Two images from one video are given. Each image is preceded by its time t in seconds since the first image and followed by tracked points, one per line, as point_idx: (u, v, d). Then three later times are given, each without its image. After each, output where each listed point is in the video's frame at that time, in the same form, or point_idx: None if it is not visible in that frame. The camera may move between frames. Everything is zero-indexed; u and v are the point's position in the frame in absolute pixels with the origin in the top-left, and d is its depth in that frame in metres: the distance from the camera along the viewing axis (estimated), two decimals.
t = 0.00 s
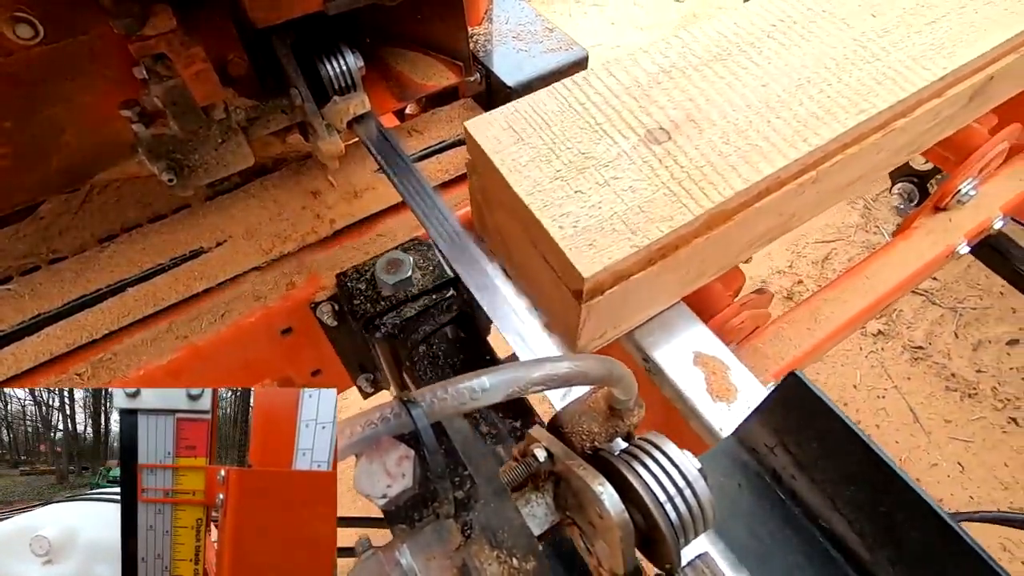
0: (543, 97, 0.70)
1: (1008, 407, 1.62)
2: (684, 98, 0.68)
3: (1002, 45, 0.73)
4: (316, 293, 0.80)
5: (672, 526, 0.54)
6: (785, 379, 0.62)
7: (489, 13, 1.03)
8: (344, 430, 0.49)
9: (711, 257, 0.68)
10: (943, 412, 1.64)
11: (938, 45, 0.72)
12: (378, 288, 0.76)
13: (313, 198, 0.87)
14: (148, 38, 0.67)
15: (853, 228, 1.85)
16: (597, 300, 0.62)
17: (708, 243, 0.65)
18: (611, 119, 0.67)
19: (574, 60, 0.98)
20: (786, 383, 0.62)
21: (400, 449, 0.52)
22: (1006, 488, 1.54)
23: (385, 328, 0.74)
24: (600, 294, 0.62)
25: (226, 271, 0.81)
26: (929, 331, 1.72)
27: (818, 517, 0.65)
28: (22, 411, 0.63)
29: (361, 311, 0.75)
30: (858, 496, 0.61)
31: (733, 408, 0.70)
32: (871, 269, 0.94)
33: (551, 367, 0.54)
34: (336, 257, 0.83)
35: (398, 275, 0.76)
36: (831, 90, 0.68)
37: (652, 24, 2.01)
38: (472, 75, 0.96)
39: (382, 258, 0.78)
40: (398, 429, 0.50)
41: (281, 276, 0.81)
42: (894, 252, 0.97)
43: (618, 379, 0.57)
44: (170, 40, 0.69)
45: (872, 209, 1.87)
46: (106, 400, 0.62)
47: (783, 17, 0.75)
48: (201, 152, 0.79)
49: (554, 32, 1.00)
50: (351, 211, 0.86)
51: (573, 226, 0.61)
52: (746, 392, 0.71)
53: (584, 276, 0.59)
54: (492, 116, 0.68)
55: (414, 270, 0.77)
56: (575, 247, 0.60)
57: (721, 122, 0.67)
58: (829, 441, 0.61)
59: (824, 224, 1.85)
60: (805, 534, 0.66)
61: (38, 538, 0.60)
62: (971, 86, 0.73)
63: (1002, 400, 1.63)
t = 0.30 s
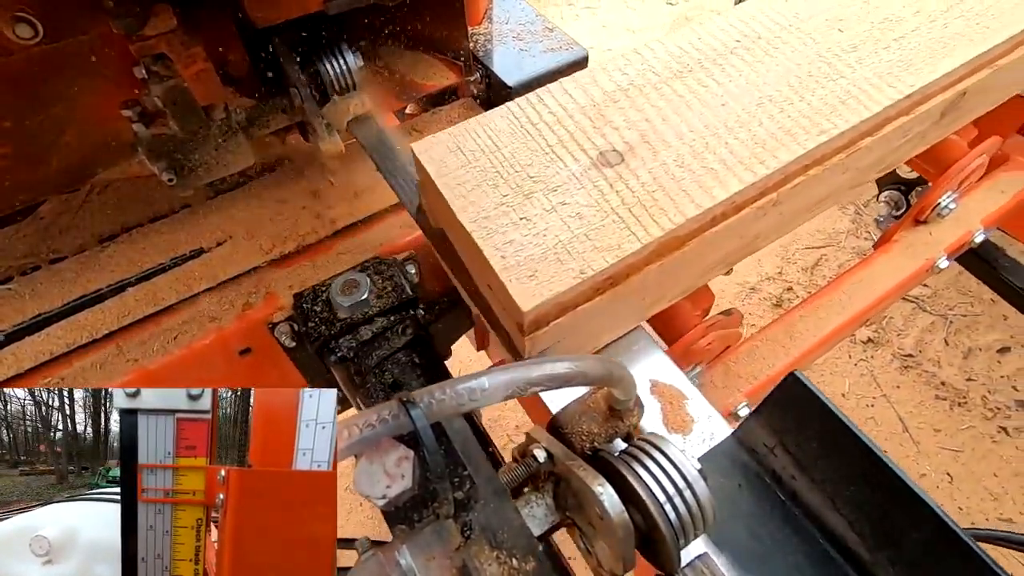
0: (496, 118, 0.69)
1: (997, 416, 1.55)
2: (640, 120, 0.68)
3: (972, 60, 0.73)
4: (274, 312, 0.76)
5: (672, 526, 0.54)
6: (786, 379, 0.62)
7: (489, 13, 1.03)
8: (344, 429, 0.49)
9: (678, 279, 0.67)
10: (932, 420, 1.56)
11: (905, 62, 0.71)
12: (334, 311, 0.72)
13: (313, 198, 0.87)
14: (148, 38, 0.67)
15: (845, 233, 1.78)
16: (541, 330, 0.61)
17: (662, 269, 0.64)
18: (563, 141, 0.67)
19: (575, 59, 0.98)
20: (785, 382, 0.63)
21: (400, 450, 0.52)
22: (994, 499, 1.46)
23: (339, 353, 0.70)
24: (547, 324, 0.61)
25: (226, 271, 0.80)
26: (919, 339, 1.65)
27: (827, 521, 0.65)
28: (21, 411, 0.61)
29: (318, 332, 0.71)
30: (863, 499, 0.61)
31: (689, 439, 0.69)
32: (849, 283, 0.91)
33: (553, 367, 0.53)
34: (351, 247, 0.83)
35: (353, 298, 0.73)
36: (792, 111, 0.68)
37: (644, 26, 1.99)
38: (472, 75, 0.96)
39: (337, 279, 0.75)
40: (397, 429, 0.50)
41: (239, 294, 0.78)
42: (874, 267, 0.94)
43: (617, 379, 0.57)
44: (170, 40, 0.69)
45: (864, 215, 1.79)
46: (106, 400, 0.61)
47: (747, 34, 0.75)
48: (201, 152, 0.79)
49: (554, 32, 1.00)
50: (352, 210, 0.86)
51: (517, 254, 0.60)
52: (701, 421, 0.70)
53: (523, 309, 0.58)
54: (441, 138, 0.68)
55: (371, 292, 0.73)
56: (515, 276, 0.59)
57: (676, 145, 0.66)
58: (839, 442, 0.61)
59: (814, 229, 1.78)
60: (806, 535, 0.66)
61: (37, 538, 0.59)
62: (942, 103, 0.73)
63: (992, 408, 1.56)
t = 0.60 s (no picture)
0: (451, 137, 0.68)
1: (988, 425, 1.50)
2: (601, 139, 0.67)
3: (943, 77, 0.72)
4: (236, 331, 0.75)
5: (673, 526, 0.54)
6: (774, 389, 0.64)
7: (489, 13, 1.03)
8: (343, 429, 0.49)
9: (635, 303, 0.66)
10: (921, 429, 1.51)
11: (872, 80, 0.71)
12: (293, 332, 0.74)
13: (314, 198, 0.87)
14: (150, 39, 0.69)
15: (836, 239, 1.76)
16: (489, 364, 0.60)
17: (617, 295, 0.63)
18: (521, 162, 0.66)
19: (576, 60, 0.98)
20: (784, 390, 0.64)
21: (401, 451, 0.51)
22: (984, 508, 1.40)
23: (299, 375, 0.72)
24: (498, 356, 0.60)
25: (227, 272, 0.80)
26: (910, 347, 1.60)
27: (773, 474, 0.81)
28: (21, 410, 0.57)
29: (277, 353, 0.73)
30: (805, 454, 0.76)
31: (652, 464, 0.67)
32: (826, 299, 0.90)
33: (553, 367, 0.52)
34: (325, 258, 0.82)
35: (313, 319, 0.74)
36: (757, 130, 0.68)
37: (637, 30, 1.99)
38: (472, 75, 0.96)
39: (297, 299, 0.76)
40: (397, 430, 0.49)
41: (199, 313, 0.77)
42: (851, 282, 0.92)
43: (618, 380, 0.56)
44: (170, 41, 0.70)
45: (857, 219, 1.77)
46: (106, 399, 0.58)
47: (715, 49, 0.74)
48: (202, 154, 0.78)
49: (555, 32, 1.00)
50: (352, 210, 0.86)
51: (466, 282, 0.59)
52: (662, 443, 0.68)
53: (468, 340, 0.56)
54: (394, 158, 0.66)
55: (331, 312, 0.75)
56: (463, 305, 0.58)
57: (636, 166, 0.65)
58: (799, 413, 0.74)
59: (806, 236, 1.76)
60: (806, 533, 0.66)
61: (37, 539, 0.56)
62: (912, 120, 0.72)
63: (983, 417, 1.51)
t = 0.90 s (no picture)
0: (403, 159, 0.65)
1: (978, 433, 1.46)
2: (558, 158, 0.64)
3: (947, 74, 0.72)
4: (195, 350, 0.74)
5: (673, 525, 0.54)
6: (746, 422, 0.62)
7: (489, 13, 1.03)
8: (343, 429, 0.49)
9: (611, 322, 0.64)
10: (911, 437, 1.47)
11: (841, 96, 0.69)
12: (252, 352, 0.72)
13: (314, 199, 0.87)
14: (150, 39, 0.69)
15: (827, 244, 1.72)
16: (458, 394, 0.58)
17: (573, 321, 0.60)
18: (474, 182, 0.63)
19: (577, 59, 0.99)
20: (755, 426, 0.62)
21: (401, 449, 0.51)
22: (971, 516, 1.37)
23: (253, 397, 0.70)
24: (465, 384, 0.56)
25: (227, 271, 0.80)
26: (902, 353, 1.56)
27: (773, 474, 0.82)
28: (20, 410, 0.56)
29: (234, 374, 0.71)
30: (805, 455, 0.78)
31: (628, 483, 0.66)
32: (806, 312, 0.89)
33: (553, 366, 0.52)
34: (287, 276, 0.80)
35: (271, 339, 0.72)
36: (721, 149, 0.65)
37: (630, 33, 1.99)
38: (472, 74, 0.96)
39: (257, 318, 0.74)
40: (397, 428, 0.49)
41: (158, 332, 0.76)
42: (832, 293, 0.91)
43: (617, 380, 0.57)
44: (170, 41, 0.71)
45: (848, 224, 1.73)
46: (106, 399, 0.55)
47: (683, 63, 0.72)
48: (202, 154, 0.78)
49: (556, 31, 1.00)
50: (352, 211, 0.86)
51: (410, 315, 0.56)
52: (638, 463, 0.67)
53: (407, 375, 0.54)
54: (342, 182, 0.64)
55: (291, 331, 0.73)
56: (406, 339, 0.55)
57: (593, 186, 0.62)
58: (800, 412, 0.76)
59: (796, 241, 1.73)
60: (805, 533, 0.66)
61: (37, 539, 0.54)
62: (882, 137, 0.69)
63: (974, 425, 1.47)
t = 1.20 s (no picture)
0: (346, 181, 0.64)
1: (967, 441, 1.41)
2: (509, 181, 0.64)
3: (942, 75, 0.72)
4: (148, 371, 0.71)
5: (672, 525, 0.54)
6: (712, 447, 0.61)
7: (489, 13, 1.04)
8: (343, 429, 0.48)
9: (604, 323, 0.64)
10: (901, 446, 1.41)
11: (805, 114, 0.69)
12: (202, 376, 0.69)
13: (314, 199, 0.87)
14: (148, 38, 0.69)
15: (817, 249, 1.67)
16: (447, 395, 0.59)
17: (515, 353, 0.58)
18: (422, 206, 0.62)
19: (577, 58, 0.99)
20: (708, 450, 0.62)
21: (399, 449, 0.51)
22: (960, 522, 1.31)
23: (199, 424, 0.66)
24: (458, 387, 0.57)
25: (225, 271, 0.80)
26: (891, 360, 1.51)
27: (772, 473, 0.87)
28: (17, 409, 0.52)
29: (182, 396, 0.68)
30: (805, 455, 0.82)
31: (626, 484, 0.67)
32: (782, 327, 0.86)
33: (550, 366, 0.52)
34: (247, 293, 0.78)
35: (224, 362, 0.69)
36: (678, 170, 0.64)
37: (621, 36, 1.98)
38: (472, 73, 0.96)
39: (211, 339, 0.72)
40: (396, 428, 0.48)
41: (111, 353, 0.74)
42: (804, 311, 0.87)
43: (615, 380, 0.56)
44: (169, 40, 0.70)
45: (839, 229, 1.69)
46: (106, 399, 0.51)
47: (644, 79, 0.72)
48: (201, 152, 0.78)
49: (555, 31, 1.01)
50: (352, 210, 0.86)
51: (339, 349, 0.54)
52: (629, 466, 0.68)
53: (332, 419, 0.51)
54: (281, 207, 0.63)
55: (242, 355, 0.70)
56: (333, 375, 0.53)
57: (542, 211, 0.62)
58: (800, 412, 0.80)
59: (787, 245, 1.68)
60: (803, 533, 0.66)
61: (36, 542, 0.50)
62: (848, 155, 0.69)
63: (962, 433, 1.42)
